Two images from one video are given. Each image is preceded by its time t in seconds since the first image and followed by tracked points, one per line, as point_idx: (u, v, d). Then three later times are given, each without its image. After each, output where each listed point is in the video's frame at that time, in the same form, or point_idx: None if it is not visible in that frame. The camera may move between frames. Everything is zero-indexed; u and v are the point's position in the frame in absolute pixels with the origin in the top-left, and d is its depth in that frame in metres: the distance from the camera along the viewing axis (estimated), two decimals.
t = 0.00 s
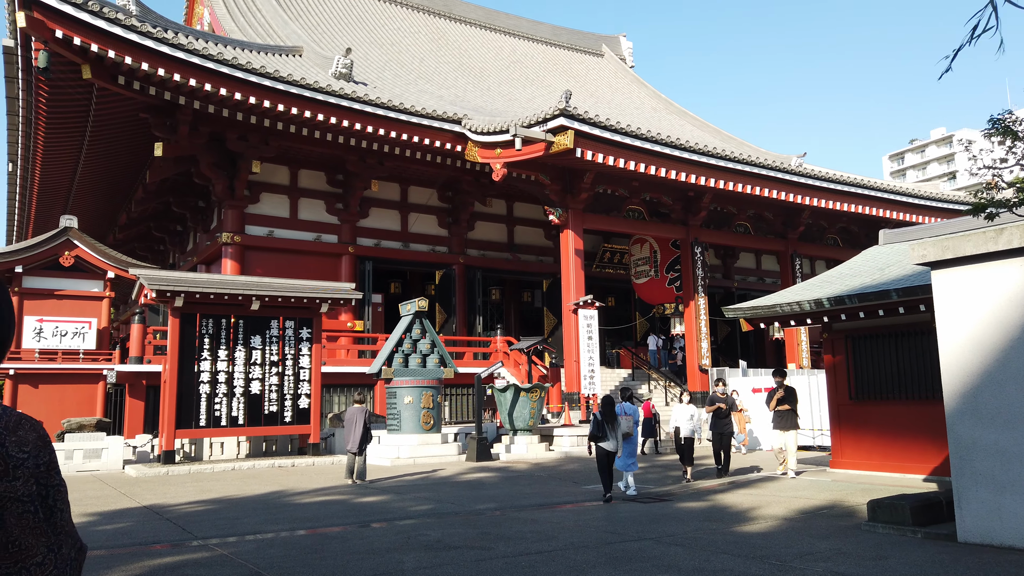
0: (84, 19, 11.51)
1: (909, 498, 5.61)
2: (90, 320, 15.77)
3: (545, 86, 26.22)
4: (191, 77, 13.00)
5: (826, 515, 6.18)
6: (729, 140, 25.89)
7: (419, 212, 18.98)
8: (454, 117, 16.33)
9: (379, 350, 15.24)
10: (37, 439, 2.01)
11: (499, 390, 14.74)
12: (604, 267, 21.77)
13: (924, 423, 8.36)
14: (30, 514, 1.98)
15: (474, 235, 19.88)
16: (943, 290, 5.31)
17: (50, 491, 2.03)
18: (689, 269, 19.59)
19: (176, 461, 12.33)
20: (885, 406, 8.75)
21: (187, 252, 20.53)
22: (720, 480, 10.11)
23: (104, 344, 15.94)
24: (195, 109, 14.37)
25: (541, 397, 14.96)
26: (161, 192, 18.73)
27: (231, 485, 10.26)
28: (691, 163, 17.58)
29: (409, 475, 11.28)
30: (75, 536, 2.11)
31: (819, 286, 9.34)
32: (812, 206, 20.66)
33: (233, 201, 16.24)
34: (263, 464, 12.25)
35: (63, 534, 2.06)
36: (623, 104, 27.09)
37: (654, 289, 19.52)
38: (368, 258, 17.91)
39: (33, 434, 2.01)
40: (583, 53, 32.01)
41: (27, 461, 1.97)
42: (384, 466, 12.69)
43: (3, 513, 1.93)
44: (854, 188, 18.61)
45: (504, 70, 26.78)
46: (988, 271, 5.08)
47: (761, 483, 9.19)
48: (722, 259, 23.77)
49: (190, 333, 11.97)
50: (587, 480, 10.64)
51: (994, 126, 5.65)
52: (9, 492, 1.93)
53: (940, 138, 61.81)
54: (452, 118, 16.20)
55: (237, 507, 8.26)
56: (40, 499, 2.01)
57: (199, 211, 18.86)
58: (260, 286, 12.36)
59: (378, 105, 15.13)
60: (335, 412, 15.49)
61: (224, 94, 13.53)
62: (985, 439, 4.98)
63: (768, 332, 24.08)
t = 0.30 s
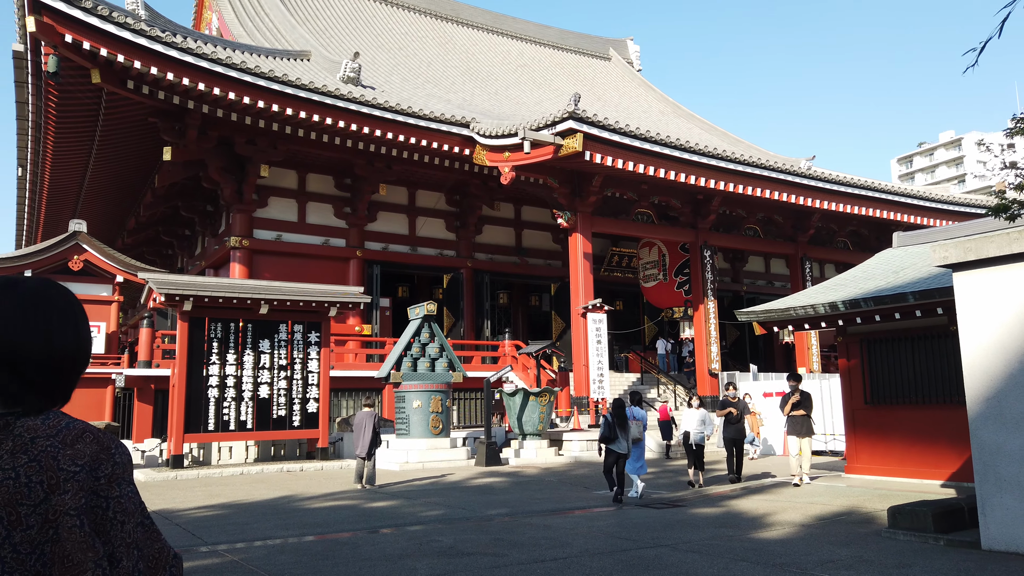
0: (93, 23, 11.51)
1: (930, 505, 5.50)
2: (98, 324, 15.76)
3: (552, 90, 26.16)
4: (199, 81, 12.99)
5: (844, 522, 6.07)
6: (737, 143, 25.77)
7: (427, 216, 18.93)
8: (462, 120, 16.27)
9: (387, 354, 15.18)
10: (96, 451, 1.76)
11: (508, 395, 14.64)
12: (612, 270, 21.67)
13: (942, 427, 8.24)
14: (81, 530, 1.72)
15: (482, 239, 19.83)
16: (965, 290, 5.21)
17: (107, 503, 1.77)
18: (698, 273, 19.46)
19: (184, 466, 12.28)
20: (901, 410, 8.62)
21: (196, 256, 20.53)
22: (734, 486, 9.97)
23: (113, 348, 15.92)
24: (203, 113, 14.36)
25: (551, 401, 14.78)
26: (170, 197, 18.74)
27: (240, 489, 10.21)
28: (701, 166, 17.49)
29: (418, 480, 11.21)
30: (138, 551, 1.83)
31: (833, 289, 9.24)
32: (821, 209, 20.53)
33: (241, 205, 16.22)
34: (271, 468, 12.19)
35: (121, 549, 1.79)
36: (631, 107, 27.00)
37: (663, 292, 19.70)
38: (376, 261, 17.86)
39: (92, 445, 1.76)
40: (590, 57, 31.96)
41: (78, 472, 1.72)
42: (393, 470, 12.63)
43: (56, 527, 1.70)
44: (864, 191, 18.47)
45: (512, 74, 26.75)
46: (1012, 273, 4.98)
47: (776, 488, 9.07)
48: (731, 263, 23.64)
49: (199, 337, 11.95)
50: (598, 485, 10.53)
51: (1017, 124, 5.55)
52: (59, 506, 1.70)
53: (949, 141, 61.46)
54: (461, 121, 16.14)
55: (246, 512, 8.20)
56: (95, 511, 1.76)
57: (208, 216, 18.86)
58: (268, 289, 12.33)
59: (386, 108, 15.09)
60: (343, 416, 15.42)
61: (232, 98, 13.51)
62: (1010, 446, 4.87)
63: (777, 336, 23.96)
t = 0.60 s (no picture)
0: (102, 22, 11.47)
1: (953, 505, 5.39)
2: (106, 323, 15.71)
3: (560, 89, 26.04)
4: (207, 79, 12.94)
5: (865, 523, 5.96)
6: (746, 142, 25.60)
7: (435, 215, 18.86)
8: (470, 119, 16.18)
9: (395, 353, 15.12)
10: (160, 426, 1.80)
11: (517, 394, 14.56)
12: (620, 270, 21.55)
13: (959, 427, 8.12)
14: (148, 501, 1.76)
15: (490, 238, 19.76)
16: (990, 287, 5.09)
17: (170, 473, 1.78)
18: (708, 272, 19.33)
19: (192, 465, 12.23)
20: (917, 408, 8.50)
21: (204, 256, 20.52)
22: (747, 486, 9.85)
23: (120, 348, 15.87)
24: (211, 112, 14.32)
25: (560, 401, 14.71)
26: (178, 196, 18.72)
27: (249, 489, 10.15)
28: (711, 164, 17.37)
29: (428, 480, 11.13)
30: (198, 516, 1.81)
31: (847, 288, 9.12)
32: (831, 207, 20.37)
33: (249, 204, 16.18)
34: (280, 468, 12.13)
35: (182, 514, 1.79)
36: (639, 106, 26.86)
37: (672, 292, 19.32)
38: (383, 260, 17.80)
39: (157, 422, 1.80)
40: (598, 57, 31.81)
41: (145, 446, 1.76)
42: (402, 470, 12.56)
43: (129, 498, 1.74)
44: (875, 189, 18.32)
45: (519, 73, 26.64)
46: None
47: (790, 489, 8.95)
48: (740, 263, 23.50)
49: (207, 336, 11.89)
50: (609, 485, 10.44)
51: None
52: (130, 479, 1.74)
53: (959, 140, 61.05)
54: (469, 120, 16.06)
55: (254, 511, 8.13)
56: (158, 481, 1.78)
57: (216, 215, 18.85)
58: (277, 288, 12.28)
59: (394, 107, 15.02)
60: (352, 416, 15.35)
61: (240, 96, 13.46)
62: None
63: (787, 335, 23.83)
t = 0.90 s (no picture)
0: (107, 18, 11.38)
1: (977, 505, 5.24)
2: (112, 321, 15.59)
3: (567, 85, 25.86)
4: (212, 75, 12.83)
5: (884, 522, 5.80)
6: (755, 137, 25.37)
7: (441, 212, 18.73)
8: (477, 114, 16.03)
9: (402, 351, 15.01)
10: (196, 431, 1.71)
11: (526, 392, 14.43)
12: (628, 267, 21.38)
13: (977, 425, 7.96)
14: (184, 507, 1.67)
15: (497, 235, 19.61)
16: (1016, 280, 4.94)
17: (202, 479, 1.68)
18: (717, 268, 19.15)
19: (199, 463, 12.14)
20: (935, 405, 8.34)
21: (210, 253, 20.45)
22: (761, 485, 9.68)
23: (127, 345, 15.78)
24: (217, 109, 14.22)
25: (568, 399, 14.61)
26: (184, 193, 18.65)
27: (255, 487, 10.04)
28: (720, 159, 17.19)
29: (436, 478, 11.01)
30: (215, 524, 1.68)
31: (862, 283, 8.95)
32: (841, 202, 20.16)
33: (255, 201, 16.08)
34: (286, 466, 12.03)
35: (199, 520, 1.67)
36: (647, 102, 26.67)
37: (680, 289, 19.05)
38: (390, 258, 17.69)
39: (197, 426, 1.72)
40: (605, 53, 31.62)
41: (185, 450, 1.68)
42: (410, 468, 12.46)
43: (168, 504, 1.67)
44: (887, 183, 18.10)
45: (526, 69, 26.48)
46: None
47: (805, 488, 8.79)
48: (749, 259, 23.31)
49: (213, 333, 11.80)
50: (619, 484, 10.30)
51: None
52: (169, 485, 1.67)
53: (968, 135, 60.55)
54: (475, 116, 15.91)
55: (260, 510, 8.02)
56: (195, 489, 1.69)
57: (222, 213, 18.77)
58: (283, 285, 12.18)
59: (400, 103, 14.87)
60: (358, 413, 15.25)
61: (245, 92, 13.34)
62: None
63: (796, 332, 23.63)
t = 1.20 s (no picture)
0: (114, 17, 11.32)
1: (999, 506, 5.11)
2: (119, 320, 15.57)
3: (574, 83, 25.74)
4: (219, 74, 12.77)
5: (901, 525, 5.69)
6: (763, 135, 25.18)
7: (448, 210, 18.64)
8: (484, 113, 15.92)
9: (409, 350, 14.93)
10: (269, 442, 1.90)
11: (533, 391, 14.31)
12: (636, 265, 21.22)
13: (991, 424, 7.86)
14: (260, 510, 1.88)
15: (503, 234, 19.50)
16: None
17: (276, 485, 1.89)
18: (725, 265, 19.02)
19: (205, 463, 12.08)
20: (949, 405, 8.23)
21: (217, 253, 20.42)
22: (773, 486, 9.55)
23: (134, 345, 15.77)
24: (223, 108, 14.16)
25: (576, 398, 14.51)
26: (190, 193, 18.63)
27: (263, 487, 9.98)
28: (728, 156, 17.05)
29: (444, 478, 10.92)
30: (292, 529, 1.90)
31: (874, 281, 8.84)
32: (850, 199, 19.95)
33: (261, 200, 16.02)
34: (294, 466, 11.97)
35: (277, 525, 1.88)
36: (654, 100, 26.51)
37: (688, 288, 18.89)
38: (397, 257, 17.63)
39: (269, 436, 1.90)
40: (611, 51, 31.44)
41: (260, 459, 1.88)
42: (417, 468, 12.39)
43: (247, 506, 1.88)
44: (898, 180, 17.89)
45: (532, 67, 26.37)
46: None
47: (819, 488, 8.69)
48: (757, 258, 23.13)
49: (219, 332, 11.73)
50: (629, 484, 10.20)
51: None
52: (246, 489, 1.87)
53: (977, 132, 60.00)
54: (482, 114, 15.80)
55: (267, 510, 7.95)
56: (268, 494, 1.90)
57: (228, 212, 18.73)
58: (289, 284, 12.11)
59: (407, 101, 14.77)
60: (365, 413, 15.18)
61: (252, 91, 13.28)
62: None
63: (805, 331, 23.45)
